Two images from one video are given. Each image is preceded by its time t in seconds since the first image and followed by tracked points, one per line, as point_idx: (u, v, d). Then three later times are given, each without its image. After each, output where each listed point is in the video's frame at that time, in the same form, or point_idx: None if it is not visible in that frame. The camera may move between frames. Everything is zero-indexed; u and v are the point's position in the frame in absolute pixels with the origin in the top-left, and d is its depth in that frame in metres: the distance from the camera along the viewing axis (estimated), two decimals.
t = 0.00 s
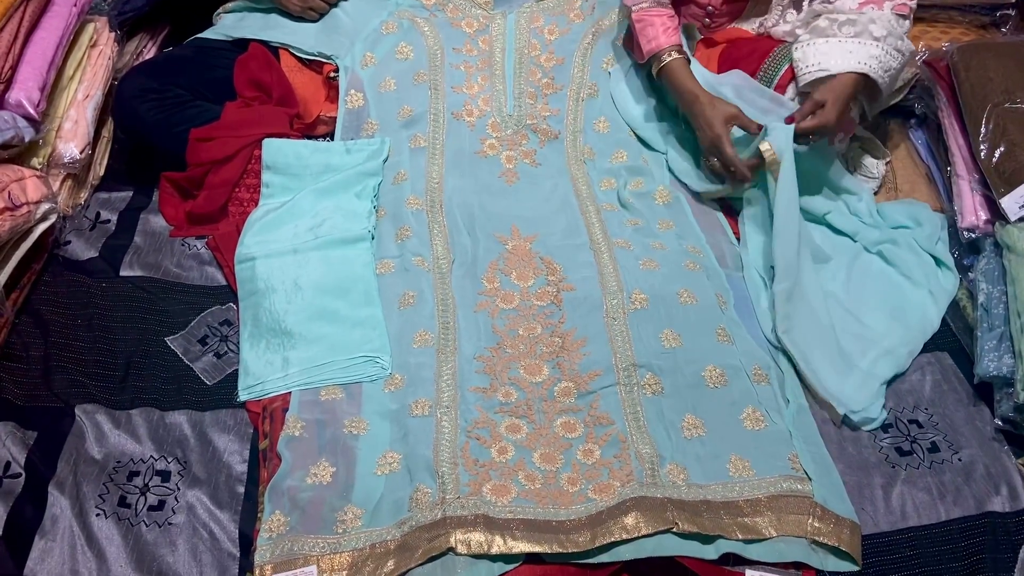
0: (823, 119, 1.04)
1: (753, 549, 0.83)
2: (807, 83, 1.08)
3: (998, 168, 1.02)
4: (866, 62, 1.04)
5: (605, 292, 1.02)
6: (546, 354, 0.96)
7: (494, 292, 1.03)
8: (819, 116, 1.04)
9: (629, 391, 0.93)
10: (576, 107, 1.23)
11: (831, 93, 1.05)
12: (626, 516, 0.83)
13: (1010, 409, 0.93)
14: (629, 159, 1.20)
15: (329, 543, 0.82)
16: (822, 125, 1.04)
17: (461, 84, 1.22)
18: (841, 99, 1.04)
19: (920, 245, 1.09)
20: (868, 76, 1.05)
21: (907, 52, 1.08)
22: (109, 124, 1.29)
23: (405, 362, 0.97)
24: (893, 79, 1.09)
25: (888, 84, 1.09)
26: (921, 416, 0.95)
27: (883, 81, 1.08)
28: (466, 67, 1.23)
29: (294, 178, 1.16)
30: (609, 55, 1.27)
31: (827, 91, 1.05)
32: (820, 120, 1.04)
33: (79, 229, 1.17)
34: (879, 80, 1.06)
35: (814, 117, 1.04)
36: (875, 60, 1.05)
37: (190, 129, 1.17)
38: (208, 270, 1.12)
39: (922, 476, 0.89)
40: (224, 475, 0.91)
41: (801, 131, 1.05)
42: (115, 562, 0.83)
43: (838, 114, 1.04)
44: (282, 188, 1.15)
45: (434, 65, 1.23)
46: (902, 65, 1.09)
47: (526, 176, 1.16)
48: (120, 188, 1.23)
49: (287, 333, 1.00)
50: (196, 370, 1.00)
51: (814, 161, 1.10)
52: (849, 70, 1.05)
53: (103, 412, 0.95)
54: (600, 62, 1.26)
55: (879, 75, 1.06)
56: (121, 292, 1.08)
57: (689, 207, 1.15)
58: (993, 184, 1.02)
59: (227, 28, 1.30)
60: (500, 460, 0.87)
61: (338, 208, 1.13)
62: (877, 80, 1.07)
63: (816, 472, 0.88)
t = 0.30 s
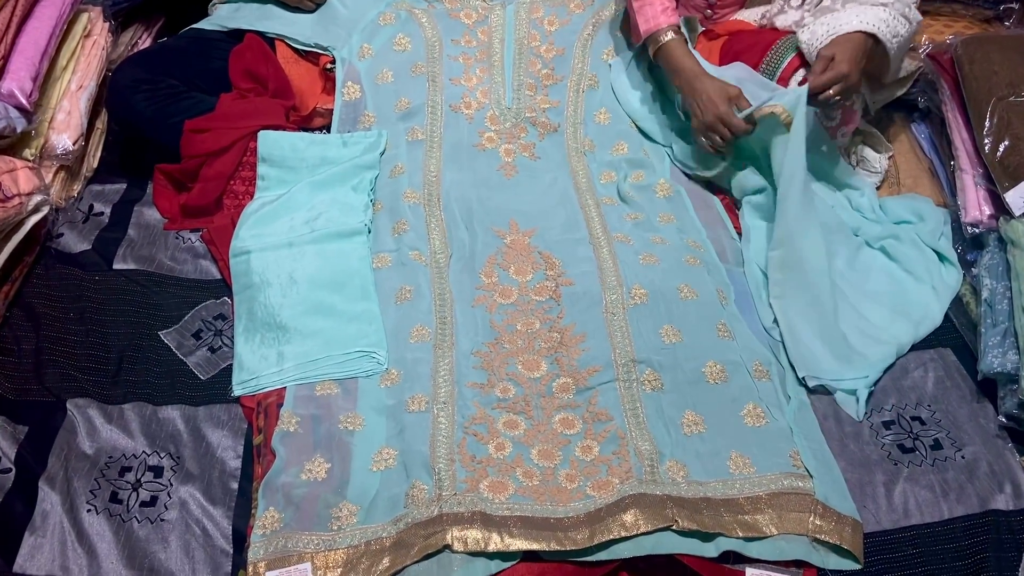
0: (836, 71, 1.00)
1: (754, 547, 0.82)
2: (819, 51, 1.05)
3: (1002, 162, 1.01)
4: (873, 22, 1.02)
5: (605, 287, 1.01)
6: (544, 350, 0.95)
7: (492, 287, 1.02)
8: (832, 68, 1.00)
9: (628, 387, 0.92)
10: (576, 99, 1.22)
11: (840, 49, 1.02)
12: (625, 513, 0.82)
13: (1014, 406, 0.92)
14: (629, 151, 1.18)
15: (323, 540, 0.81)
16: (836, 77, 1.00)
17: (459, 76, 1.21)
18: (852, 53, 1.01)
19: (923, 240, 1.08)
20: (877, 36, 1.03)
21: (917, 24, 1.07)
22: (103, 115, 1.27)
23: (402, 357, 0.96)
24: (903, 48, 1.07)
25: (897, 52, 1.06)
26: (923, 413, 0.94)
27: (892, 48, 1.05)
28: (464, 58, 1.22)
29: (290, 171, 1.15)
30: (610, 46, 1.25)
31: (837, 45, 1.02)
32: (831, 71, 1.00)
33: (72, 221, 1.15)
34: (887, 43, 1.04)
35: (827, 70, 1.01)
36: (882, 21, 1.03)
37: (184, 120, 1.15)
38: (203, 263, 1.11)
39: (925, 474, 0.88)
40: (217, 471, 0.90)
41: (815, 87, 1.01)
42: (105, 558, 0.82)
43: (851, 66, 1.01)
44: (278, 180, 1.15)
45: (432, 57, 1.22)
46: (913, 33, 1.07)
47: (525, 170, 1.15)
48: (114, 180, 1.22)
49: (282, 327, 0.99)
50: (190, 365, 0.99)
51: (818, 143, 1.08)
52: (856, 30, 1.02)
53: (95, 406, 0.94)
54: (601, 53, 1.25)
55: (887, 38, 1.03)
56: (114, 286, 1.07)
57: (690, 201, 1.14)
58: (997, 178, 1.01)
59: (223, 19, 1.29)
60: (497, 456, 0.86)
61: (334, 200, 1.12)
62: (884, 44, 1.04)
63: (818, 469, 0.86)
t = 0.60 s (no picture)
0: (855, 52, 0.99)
1: (755, 559, 0.80)
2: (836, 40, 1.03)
3: (1009, 165, 0.99)
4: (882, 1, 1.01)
5: (603, 291, 0.99)
6: (541, 355, 0.93)
7: (489, 290, 1.00)
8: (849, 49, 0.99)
9: (627, 394, 0.90)
10: (576, 97, 1.19)
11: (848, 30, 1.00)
12: (624, 524, 0.80)
13: (1021, 414, 0.90)
14: (629, 151, 1.17)
15: (314, 550, 0.79)
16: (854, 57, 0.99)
17: (456, 75, 1.19)
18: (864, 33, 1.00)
19: (927, 244, 1.06)
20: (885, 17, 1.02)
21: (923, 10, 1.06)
22: (93, 113, 1.24)
23: (396, 362, 0.94)
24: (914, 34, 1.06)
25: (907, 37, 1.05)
26: (928, 421, 0.92)
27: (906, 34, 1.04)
28: (462, 56, 1.19)
29: (283, 171, 1.13)
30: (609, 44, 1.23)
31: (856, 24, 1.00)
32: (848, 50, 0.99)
33: (60, 221, 1.13)
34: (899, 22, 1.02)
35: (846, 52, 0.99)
36: (891, 1, 1.02)
37: (175, 118, 1.13)
38: (193, 265, 1.09)
39: (930, 484, 0.86)
40: (206, 479, 0.87)
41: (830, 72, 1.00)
42: (90, 569, 0.80)
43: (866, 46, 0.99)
44: (271, 180, 1.12)
45: (429, 55, 1.20)
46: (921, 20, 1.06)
47: (523, 170, 1.13)
48: (104, 179, 1.19)
49: (274, 331, 0.97)
50: (179, 369, 0.97)
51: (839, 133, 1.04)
52: (866, 11, 1.01)
53: (81, 411, 0.92)
54: (600, 50, 1.23)
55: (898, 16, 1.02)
56: (103, 287, 1.04)
57: (691, 203, 1.12)
58: (1003, 181, 0.99)
59: (216, 15, 1.26)
60: (493, 465, 0.84)
61: (328, 201, 1.10)
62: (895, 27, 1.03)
63: (820, 479, 0.85)
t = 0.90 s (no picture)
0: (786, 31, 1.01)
1: None
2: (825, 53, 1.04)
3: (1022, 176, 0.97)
4: None
5: (605, 304, 0.96)
6: (541, 370, 0.90)
7: (487, 301, 0.97)
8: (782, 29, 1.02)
9: (630, 411, 0.87)
10: (577, 103, 1.17)
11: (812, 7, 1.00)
12: (627, 548, 0.77)
13: None
14: (632, 155, 1.14)
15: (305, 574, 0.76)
16: (787, 39, 1.02)
17: (455, 80, 1.16)
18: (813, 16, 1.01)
19: (936, 258, 1.03)
20: None
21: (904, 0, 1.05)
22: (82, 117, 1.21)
23: (391, 377, 0.91)
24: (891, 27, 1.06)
25: (876, 29, 1.05)
26: (939, 439, 0.90)
27: (870, 26, 1.05)
28: (461, 61, 1.17)
29: (277, 178, 1.10)
30: (611, 48, 1.21)
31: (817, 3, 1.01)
32: (787, 32, 1.01)
33: (48, 228, 1.10)
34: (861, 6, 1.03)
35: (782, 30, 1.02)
36: None
37: (166, 123, 1.10)
38: (183, 273, 1.06)
39: (941, 506, 0.83)
40: (194, 498, 0.85)
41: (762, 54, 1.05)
42: None
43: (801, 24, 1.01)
44: (265, 187, 1.09)
45: (427, 59, 1.17)
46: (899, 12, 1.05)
47: (523, 177, 1.10)
48: (93, 185, 1.16)
49: (266, 343, 0.94)
50: (167, 382, 0.94)
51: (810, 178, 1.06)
52: None
53: (65, 427, 0.89)
54: (602, 54, 1.20)
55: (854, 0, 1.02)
56: (90, 296, 1.01)
57: (696, 213, 1.09)
58: (1017, 192, 0.97)
59: (209, 18, 1.23)
60: (491, 485, 0.81)
61: (323, 209, 1.07)
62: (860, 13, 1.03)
63: (829, 500, 0.82)
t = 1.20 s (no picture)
0: (806, 46, 1.01)
1: None
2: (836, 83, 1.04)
3: None
4: None
5: (606, 329, 0.93)
6: (539, 399, 0.87)
7: (484, 326, 0.94)
8: (802, 42, 1.01)
9: (632, 443, 0.84)
10: (576, 121, 1.13)
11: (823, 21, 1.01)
12: None
13: None
14: (633, 177, 1.10)
15: None
16: (805, 54, 1.01)
17: (451, 95, 1.13)
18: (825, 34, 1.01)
19: (946, 282, 1.00)
20: (849, 11, 1.03)
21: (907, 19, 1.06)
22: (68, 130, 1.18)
23: (383, 406, 0.88)
24: (896, 45, 1.07)
25: (884, 46, 1.06)
26: (951, 474, 0.86)
27: (879, 42, 1.05)
28: (458, 76, 1.14)
29: (267, 195, 1.07)
30: (611, 65, 1.18)
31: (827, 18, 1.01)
32: (808, 47, 1.01)
33: (30, 246, 1.06)
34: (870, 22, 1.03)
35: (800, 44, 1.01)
36: None
37: (154, 139, 1.07)
38: (169, 294, 1.02)
39: (955, 546, 0.80)
40: (175, 534, 0.81)
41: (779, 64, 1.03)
42: None
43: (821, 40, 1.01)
44: (255, 205, 1.06)
45: (424, 74, 1.14)
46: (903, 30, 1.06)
47: (521, 196, 1.07)
48: (78, 202, 1.13)
49: (254, 369, 0.90)
50: (151, 410, 0.90)
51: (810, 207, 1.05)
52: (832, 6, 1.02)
53: (43, 457, 0.85)
54: (603, 71, 1.17)
55: (861, 17, 1.02)
56: (72, 318, 0.98)
57: (699, 234, 1.06)
58: None
59: (200, 30, 1.20)
60: (486, 522, 0.78)
61: (314, 228, 1.04)
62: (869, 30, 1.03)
63: (839, 539, 0.79)
